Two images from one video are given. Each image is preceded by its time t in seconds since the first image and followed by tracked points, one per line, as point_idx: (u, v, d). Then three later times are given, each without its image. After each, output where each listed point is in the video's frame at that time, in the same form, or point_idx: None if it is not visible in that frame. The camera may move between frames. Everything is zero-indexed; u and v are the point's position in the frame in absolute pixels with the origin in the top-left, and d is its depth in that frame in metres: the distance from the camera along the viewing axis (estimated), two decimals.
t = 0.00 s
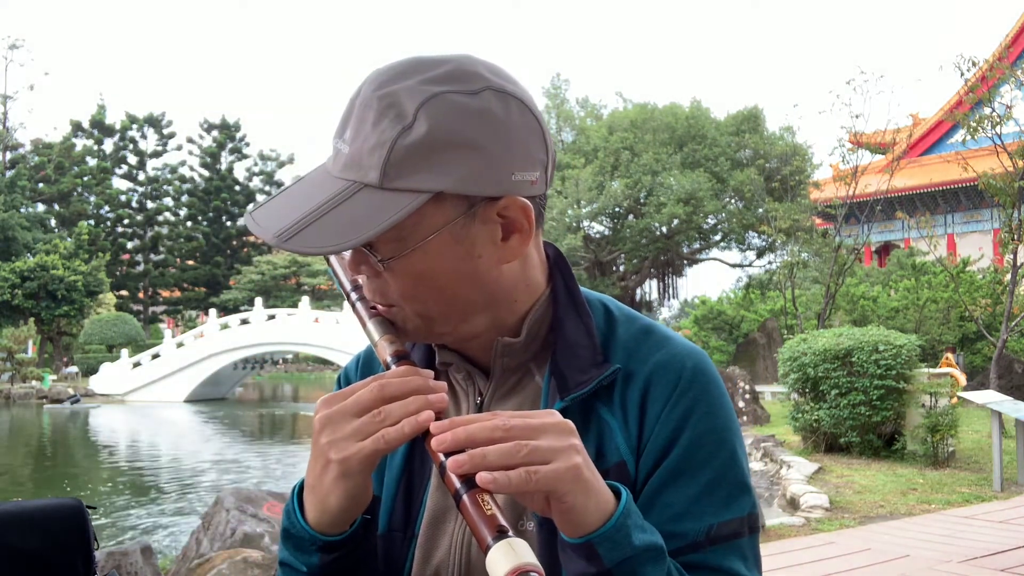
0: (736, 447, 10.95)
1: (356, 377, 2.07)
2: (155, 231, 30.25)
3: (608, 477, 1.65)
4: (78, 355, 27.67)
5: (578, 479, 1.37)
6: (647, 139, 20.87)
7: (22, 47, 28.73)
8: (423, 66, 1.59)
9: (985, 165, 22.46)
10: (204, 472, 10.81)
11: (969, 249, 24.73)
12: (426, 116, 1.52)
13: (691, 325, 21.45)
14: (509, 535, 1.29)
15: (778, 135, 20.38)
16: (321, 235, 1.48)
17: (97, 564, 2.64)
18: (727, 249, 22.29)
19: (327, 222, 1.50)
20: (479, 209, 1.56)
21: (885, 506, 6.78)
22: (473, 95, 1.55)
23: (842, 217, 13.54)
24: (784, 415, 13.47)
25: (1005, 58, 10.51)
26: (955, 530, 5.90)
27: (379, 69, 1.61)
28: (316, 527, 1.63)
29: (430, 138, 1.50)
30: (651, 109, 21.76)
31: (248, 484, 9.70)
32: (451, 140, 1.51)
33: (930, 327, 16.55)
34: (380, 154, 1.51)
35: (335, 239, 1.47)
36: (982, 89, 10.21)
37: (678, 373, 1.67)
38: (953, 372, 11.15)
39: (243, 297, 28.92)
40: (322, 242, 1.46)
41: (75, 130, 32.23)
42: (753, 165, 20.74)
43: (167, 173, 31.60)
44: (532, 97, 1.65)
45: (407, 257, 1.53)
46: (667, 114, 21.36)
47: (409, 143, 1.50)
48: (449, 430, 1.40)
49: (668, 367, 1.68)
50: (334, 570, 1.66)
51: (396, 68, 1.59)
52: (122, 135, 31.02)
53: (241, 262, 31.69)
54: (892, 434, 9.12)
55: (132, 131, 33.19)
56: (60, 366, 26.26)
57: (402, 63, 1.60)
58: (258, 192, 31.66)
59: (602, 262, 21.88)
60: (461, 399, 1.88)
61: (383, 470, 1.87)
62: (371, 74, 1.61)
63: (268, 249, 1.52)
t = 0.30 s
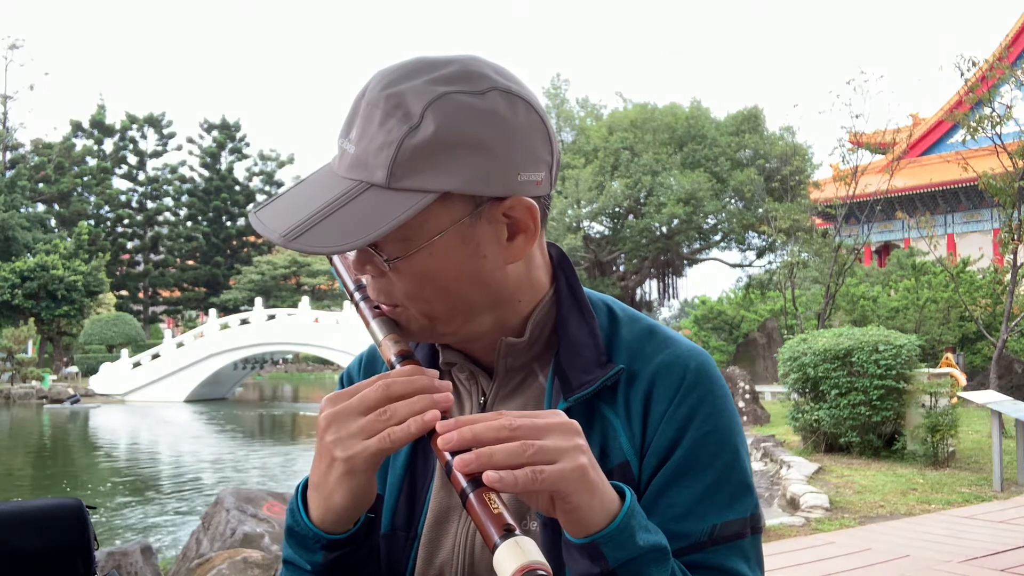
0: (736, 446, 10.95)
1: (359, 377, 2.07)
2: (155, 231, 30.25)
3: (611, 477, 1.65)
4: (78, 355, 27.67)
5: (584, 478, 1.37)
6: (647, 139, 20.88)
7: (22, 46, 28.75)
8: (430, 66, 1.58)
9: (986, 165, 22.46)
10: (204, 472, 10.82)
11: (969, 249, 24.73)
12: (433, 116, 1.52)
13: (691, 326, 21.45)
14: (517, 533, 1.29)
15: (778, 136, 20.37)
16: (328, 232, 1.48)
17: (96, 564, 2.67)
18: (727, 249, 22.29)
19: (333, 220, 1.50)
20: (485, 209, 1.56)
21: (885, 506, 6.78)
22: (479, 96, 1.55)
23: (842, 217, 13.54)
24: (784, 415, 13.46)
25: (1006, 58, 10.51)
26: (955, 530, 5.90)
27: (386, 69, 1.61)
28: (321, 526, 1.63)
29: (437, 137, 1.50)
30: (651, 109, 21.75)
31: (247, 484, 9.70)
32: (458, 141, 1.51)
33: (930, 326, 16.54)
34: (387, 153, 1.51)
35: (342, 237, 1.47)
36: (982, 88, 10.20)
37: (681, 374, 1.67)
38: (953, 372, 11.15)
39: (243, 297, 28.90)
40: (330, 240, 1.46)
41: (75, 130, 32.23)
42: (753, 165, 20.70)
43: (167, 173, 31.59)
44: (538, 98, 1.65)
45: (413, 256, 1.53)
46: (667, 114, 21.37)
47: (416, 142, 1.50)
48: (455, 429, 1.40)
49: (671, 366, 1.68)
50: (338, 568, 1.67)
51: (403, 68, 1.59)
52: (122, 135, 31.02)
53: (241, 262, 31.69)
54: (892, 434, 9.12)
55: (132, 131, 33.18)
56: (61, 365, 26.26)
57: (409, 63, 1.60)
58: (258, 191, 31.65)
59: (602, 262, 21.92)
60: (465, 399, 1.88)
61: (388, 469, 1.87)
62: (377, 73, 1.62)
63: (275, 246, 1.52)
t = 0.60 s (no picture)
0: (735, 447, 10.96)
1: (363, 375, 2.07)
2: (155, 231, 30.26)
3: (613, 475, 1.65)
4: (78, 355, 27.67)
5: (586, 478, 1.37)
6: (647, 139, 20.89)
7: (22, 45, 28.72)
8: (437, 64, 1.59)
9: (986, 165, 22.46)
10: (204, 472, 10.83)
11: (969, 249, 24.75)
12: (440, 114, 1.52)
13: (691, 326, 21.46)
14: (517, 531, 1.29)
15: (778, 136, 20.36)
16: (334, 230, 1.48)
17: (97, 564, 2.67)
18: (727, 249, 22.29)
19: (342, 215, 1.50)
20: (491, 207, 1.56)
21: (885, 506, 6.78)
22: (485, 94, 1.55)
23: (842, 217, 13.54)
24: (784, 416, 13.47)
25: (1005, 58, 10.51)
26: (955, 530, 5.90)
27: (393, 67, 1.61)
28: (324, 522, 1.63)
29: (445, 134, 1.50)
30: (651, 109, 21.75)
31: (248, 484, 9.72)
32: (466, 137, 1.52)
33: (930, 326, 16.54)
34: (395, 150, 1.51)
35: (349, 234, 1.47)
36: (982, 89, 10.20)
37: (684, 375, 1.67)
38: (953, 372, 11.16)
39: (243, 297, 28.89)
40: (337, 237, 1.46)
41: (75, 130, 32.23)
42: (753, 165, 20.67)
43: (167, 173, 31.57)
44: (544, 97, 1.65)
45: (419, 254, 1.53)
46: (667, 114, 21.36)
47: (424, 140, 1.51)
48: (458, 427, 1.40)
49: (675, 366, 1.68)
50: (340, 565, 1.67)
51: (411, 67, 1.60)
52: (122, 135, 31.01)
53: (241, 262, 31.68)
54: (892, 434, 9.12)
55: (133, 131, 33.17)
56: (61, 365, 26.26)
57: (416, 61, 1.61)
58: (258, 191, 31.64)
59: (602, 262, 21.96)
60: (468, 398, 1.88)
61: (390, 467, 1.88)
62: (385, 72, 1.62)
63: (281, 242, 1.52)
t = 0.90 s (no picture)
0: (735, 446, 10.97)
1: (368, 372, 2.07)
2: (155, 230, 30.27)
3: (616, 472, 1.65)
4: (78, 355, 27.68)
5: (589, 469, 1.38)
6: (647, 139, 20.90)
7: (21, 46, 28.69)
8: (449, 61, 1.60)
9: (986, 165, 22.46)
10: (205, 472, 10.83)
11: (969, 249, 24.76)
12: (451, 110, 1.52)
13: (691, 325, 21.48)
14: (523, 517, 1.28)
15: (778, 136, 20.36)
16: (344, 224, 1.49)
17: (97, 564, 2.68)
18: (727, 249, 22.28)
19: (352, 209, 1.51)
20: (500, 204, 1.56)
21: (885, 506, 6.78)
22: (496, 92, 1.56)
23: (842, 217, 13.55)
24: (784, 416, 13.47)
25: (1006, 58, 10.51)
26: (955, 530, 5.90)
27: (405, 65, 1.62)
28: (328, 511, 1.62)
29: (455, 131, 1.51)
30: (651, 109, 21.76)
31: (247, 484, 9.72)
32: (476, 134, 1.52)
33: (930, 326, 16.55)
34: (406, 145, 1.52)
35: (359, 228, 1.47)
36: (982, 89, 10.20)
37: (688, 373, 1.67)
38: (953, 372, 11.16)
39: (243, 297, 28.88)
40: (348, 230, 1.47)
41: (75, 130, 32.22)
42: (753, 165, 20.66)
43: (167, 173, 31.56)
44: (553, 98, 1.66)
45: (427, 248, 1.54)
46: (667, 114, 21.38)
47: (435, 135, 1.51)
48: (463, 417, 1.41)
49: (678, 365, 1.68)
50: (346, 557, 1.65)
51: (421, 64, 1.60)
52: (122, 135, 31.00)
53: (241, 262, 31.67)
54: (892, 434, 9.11)
55: (132, 131, 33.15)
56: (61, 365, 26.26)
57: (427, 58, 1.61)
58: (258, 191, 31.63)
59: (602, 262, 21.98)
60: (473, 395, 1.88)
61: (394, 464, 1.88)
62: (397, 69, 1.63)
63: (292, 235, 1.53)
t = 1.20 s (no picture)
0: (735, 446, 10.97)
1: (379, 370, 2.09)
2: (155, 230, 30.29)
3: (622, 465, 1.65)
4: (78, 355, 27.70)
5: (599, 451, 1.38)
6: (647, 139, 20.92)
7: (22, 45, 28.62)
8: (465, 62, 1.61)
9: (986, 165, 22.45)
10: (205, 471, 10.84)
11: (969, 249, 24.77)
12: (467, 108, 1.53)
13: (691, 325, 21.48)
14: (534, 490, 1.28)
15: (778, 136, 20.34)
16: (362, 215, 1.50)
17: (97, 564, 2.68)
18: (727, 249, 22.24)
19: (367, 204, 1.52)
20: (512, 201, 1.57)
21: (885, 506, 6.78)
22: (510, 93, 1.57)
23: (842, 217, 13.54)
24: (784, 416, 13.46)
25: (1005, 58, 10.51)
26: (955, 530, 5.90)
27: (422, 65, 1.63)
28: (339, 494, 1.62)
29: (470, 129, 1.52)
30: (651, 109, 21.76)
31: (246, 484, 9.73)
32: (491, 133, 1.53)
33: (930, 326, 16.54)
34: (422, 142, 1.53)
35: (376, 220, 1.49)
36: (982, 89, 10.20)
37: (693, 369, 1.67)
38: (953, 372, 11.16)
39: (243, 297, 28.86)
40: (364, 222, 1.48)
41: (75, 130, 32.21)
42: (753, 165, 20.63)
43: (167, 173, 31.56)
44: (565, 101, 1.67)
45: (440, 243, 1.54)
46: (667, 114, 21.39)
47: (451, 132, 1.52)
48: (476, 398, 1.42)
49: (683, 361, 1.68)
50: (356, 540, 1.65)
51: (438, 64, 1.61)
52: (122, 135, 31.00)
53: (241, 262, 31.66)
54: (892, 434, 9.11)
55: (133, 131, 33.13)
56: (61, 365, 26.26)
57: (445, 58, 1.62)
58: (258, 191, 31.62)
59: (602, 263, 22.00)
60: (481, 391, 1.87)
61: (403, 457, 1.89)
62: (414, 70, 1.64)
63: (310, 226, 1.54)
